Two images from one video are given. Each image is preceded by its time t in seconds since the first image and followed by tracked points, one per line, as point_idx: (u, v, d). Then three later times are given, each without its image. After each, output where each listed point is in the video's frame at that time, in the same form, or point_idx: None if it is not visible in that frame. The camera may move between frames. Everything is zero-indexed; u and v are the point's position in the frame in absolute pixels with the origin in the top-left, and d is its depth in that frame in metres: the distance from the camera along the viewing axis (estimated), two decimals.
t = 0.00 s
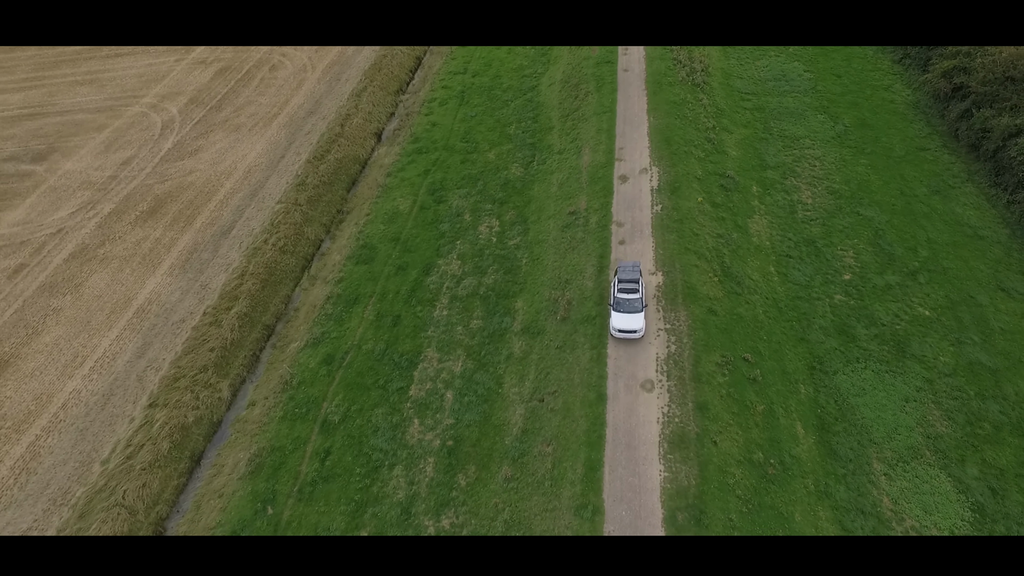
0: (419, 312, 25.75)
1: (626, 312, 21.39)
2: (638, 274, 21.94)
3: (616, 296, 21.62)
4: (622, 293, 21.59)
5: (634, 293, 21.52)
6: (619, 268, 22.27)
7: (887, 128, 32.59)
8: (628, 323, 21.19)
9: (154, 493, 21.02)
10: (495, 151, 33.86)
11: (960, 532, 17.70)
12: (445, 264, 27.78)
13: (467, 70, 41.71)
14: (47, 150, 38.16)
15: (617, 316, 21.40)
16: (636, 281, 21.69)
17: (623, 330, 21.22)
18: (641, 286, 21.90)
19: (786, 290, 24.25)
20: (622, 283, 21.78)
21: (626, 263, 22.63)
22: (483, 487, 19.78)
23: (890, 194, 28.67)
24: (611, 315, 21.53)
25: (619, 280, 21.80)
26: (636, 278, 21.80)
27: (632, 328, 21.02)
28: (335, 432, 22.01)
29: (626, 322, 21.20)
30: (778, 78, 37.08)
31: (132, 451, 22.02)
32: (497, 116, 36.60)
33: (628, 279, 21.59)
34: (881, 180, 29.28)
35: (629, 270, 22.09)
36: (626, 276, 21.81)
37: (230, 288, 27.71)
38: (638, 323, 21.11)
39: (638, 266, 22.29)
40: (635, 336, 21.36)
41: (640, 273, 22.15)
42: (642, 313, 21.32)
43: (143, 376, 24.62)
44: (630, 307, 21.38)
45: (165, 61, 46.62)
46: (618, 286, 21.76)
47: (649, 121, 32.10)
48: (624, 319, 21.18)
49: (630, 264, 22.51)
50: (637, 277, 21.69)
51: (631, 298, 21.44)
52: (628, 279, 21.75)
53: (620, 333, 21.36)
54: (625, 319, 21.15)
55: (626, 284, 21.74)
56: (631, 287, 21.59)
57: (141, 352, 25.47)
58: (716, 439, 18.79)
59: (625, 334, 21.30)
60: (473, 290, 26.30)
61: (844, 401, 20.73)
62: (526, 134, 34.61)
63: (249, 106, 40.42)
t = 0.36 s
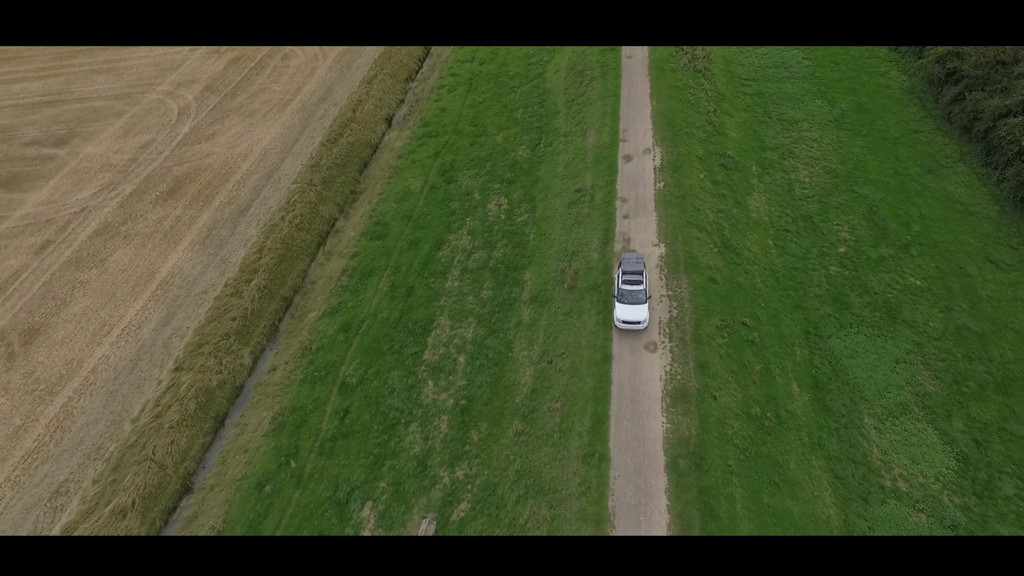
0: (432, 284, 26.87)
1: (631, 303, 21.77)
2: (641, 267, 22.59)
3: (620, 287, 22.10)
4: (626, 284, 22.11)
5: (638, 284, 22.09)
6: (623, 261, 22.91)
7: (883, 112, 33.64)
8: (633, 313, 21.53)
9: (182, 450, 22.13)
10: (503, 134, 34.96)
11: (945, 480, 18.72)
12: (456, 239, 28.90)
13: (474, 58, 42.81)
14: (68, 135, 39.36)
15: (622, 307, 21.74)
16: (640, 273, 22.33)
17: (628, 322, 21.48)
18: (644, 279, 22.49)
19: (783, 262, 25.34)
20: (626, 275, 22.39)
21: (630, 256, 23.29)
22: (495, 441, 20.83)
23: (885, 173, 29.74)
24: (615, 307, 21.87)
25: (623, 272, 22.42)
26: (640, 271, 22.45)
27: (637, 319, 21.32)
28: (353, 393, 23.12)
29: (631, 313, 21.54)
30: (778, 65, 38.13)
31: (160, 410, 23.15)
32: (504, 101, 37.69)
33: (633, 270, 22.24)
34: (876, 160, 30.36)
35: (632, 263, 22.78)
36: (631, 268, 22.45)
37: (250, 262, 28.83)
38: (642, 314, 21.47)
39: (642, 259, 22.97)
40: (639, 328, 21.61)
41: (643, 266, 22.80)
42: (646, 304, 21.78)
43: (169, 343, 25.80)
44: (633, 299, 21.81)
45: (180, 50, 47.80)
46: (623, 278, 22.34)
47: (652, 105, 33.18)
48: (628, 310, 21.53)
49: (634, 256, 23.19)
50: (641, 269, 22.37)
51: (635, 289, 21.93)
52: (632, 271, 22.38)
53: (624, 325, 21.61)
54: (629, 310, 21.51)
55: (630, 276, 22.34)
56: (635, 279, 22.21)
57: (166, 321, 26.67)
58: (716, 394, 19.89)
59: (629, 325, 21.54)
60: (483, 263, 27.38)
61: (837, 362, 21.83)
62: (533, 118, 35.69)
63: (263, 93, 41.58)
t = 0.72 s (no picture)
0: (444, 256, 28.05)
1: (634, 295, 21.95)
2: (645, 259, 22.64)
3: (624, 280, 22.25)
4: (630, 277, 22.21)
5: (642, 277, 22.16)
6: (626, 253, 22.98)
7: (879, 95, 34.74)
8: (636, 305, 21.76)
9: (208, 408, 23.35)
10: (511, 117, 36.13)
11: (930, 430, 19.83)
12: (466, 215, 30.09)
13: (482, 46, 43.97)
14: (89, 120, 40.67)
15: (625, 298, 21.96)
16: (643, 265, 22.38)
17: (631, 313, 21.75)
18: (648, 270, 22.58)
19: (780, 234, 26.48)
20: (630, 267, 22.46)
21: (634, 248, 23.33)
22: (506, 397, 22.02)
23: (879, 153, 30.85)
24: (619, 298, 22.11)
25: (627, 264, 22.47)
26: (644, 263, 22.49)
27: (641, 311, 21.56)
28: (371, 355, 24.33)
29: (634, 305, 21.76)
30: (777, 52, 39.24)
31: (187, 370, 24.41)
32: (512, 87, 38.86)
33: (637, 263, 22.29)
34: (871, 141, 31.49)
35: (636, 254, 22.82)
36: (634, 260, 22.50)
37: (269, 236, 30.04)
38: (646, 306, 21.70)
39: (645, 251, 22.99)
40: (642, 319, 21.90)
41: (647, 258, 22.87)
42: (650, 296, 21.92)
43: (193, 310, 27.07)
44: (637, 290, 22.00)
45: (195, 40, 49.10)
46: (626, 270, 22.41)
47: (655, 88, 34.32)
48: (632, 302, 21.74)
49: (638, 249, 23.22)
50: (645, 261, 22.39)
51: (638, 282, 22.08)
52: (636, 263, 22.43)
53: (628, 316, 21.90)
54: (633, 302, 21.71)
55: (634, 268, 22.41)
56: (639, 271, 22.27)
57: (190, 291, 27.95)
58: (715, 352, 21.04)
59: (633, 317, 21.83)
60: (493, 237, 28.56)
61: (831, 325, 22.98)
62: (539, 103, 36.84)
63: (277, 80, 42.84)
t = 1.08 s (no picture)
0: (454, 232, 29.16)
1: (637, 288, 21.97)
2: (648, 252, 22.61)
3: (627, 273, 22.29)
4: (633, 270, 22.24)
5: (645, 270, 22.13)
6: (629, 246, 22.97)
7: (876, 82, 35.77)
8: (639, 298, 21.77)
9: (231, 372, 24.45)
10: (517, 103, 37.22)
11: (918, 388, 20.90)
12: (475, 194, 31.21)
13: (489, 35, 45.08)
14: (108, 106, 41.89)
15: (629, 292, 22.03)
16: (646, 258, 22.35)
17: (635, 306, 21.79)
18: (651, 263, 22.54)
19: (778, 210, 27.55)
20: (633, 260, 22.46)
21: (637, 241, 23.29)
22: (515, 360, 23.13)
23: (875, 135, 31.90)
24: (622, 292, 22.18)
25: (630, 257, 22.49)
26: (647, 255, 22.45)
27: (644, 304, 21.58)
28: (385, 323, 25.46)
29: (637, 298, 21.79)
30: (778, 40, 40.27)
31: (210, 337, 25.57)
32: (518, 74, 39.95)
33: (639, 256, 22.27)
34: (866, 124, 32.55)
35: (639, 247, 22.77)
36: (637, 253, 22.48)
37: (286, 213, 31.19)
38: (649, 299, 21.68)
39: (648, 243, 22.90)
40: (647, 311, 21.90)
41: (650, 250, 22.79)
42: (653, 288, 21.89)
43: (215, 283, 28.27)
44: (640, 283, 21.98)
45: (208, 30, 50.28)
46: (629, 264, 22.43)
47: (658, 74, 35.39)
48: (635, 295, 21.79)
49: (641, 241, 23.16)
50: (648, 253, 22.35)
51: (641, 274, 22.06)
52: (639, 256, 22.41)
53: (632, 309, 21.94)
54: (636, 295, 21.73)
55: (637, 261, 22.40)
56: (642, 264, 22.26)
57: (211, 264, 29.14)
58: (714, 316, 22.13)
59: (637, 310, 21.86)
60: (501, 214, 29.69)
61: (825, 294, 24.05)
62: (545, 89, 37.92)
63: (289, 68, 44.02)
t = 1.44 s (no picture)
0: (464, 209, 30.33)
1: (641, 282, 22.38)
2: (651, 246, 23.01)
3: (630, 266, 22.65)
4: (637, 263, 22.64)
5: (648, 264, 22.56)
6: (633, 240, 23.30)
7: (872, 67, 36.81)
8: (643, 291, 22.15)
9: (252, 338, 25.61)
10: (524, 88, 38.36)
11: (907, 349, 22.03)
12: (484, 173, 32.39)
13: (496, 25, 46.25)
14: (126, 92, 43.15)
15: (632, 285, 22.37)
16: (650, 252, 22.74)
17: (639, 299, 22.14)
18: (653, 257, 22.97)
19: (775, 187, 28.66)
20: (636, 254, 22.82)
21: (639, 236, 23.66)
22: (523, 325, 24.31)
23: (871, 118, 32.97)
24: (626, 285, 22.53)
25: (633, 251, 22.84)
26: (650, 249, 22.83)
27: (648, 297, 21.97)
28: (399, 293, 26.65)
29: (641, 291, 22.15)
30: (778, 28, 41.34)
31: (233, 306, 26.76)
32: (525, 61, 41.06)
33: (643, 250, 22.65)
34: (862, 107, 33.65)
35: (642, 241, 23.16)
36: (641, 247, 22.85)
37: (302, 192, 32.37)
38: (652, 291, 22.10)
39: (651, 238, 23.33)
40: (649, 305, 22.29)
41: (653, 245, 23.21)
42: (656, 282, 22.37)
43: (235, 256, 29.49)
44: (643, 277, 22.43)
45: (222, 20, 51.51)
46: (633, 257, 22.80)
47: (661, 60, 36.52)
48: (639, 288, 22.15)
49: (644, 235, 23.54)
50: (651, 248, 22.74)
51: (645, 268, 22.53)
52: (642, 250, 22.77)
53: (635, 302, 22.28)
54: (640, 288, 22.10)
55: (640, 255, 22.77)
56: (645, 258, 22.66)
57: (231, 239, 30.39)
58: (713, 282, 23.28)
59: (640, 303, 22.22)
60: (510, 192, 30.87)
61: (820, 264, 25.17)
62: (551, 75, 39.04)
63: (302, 56, 45.24)
